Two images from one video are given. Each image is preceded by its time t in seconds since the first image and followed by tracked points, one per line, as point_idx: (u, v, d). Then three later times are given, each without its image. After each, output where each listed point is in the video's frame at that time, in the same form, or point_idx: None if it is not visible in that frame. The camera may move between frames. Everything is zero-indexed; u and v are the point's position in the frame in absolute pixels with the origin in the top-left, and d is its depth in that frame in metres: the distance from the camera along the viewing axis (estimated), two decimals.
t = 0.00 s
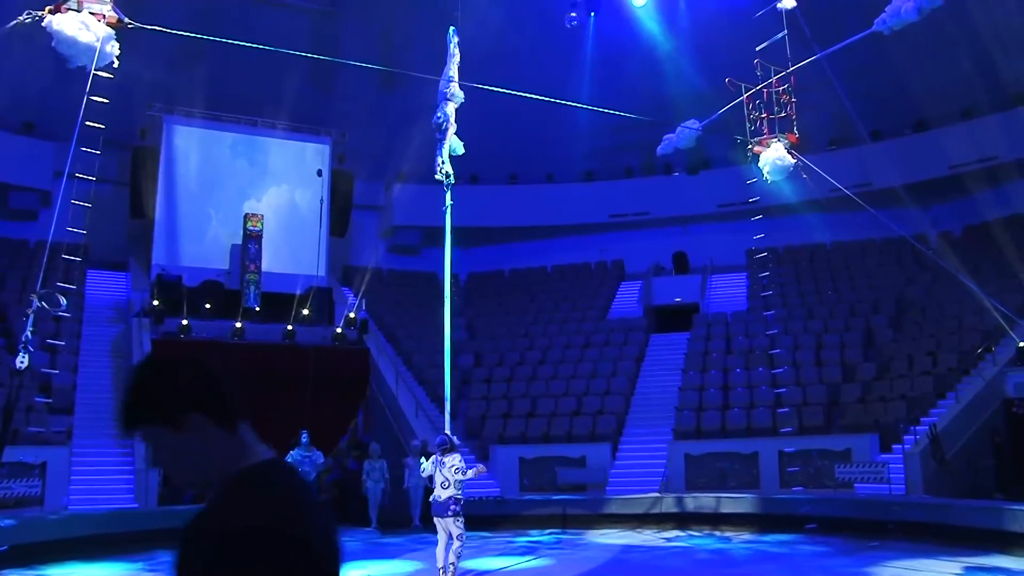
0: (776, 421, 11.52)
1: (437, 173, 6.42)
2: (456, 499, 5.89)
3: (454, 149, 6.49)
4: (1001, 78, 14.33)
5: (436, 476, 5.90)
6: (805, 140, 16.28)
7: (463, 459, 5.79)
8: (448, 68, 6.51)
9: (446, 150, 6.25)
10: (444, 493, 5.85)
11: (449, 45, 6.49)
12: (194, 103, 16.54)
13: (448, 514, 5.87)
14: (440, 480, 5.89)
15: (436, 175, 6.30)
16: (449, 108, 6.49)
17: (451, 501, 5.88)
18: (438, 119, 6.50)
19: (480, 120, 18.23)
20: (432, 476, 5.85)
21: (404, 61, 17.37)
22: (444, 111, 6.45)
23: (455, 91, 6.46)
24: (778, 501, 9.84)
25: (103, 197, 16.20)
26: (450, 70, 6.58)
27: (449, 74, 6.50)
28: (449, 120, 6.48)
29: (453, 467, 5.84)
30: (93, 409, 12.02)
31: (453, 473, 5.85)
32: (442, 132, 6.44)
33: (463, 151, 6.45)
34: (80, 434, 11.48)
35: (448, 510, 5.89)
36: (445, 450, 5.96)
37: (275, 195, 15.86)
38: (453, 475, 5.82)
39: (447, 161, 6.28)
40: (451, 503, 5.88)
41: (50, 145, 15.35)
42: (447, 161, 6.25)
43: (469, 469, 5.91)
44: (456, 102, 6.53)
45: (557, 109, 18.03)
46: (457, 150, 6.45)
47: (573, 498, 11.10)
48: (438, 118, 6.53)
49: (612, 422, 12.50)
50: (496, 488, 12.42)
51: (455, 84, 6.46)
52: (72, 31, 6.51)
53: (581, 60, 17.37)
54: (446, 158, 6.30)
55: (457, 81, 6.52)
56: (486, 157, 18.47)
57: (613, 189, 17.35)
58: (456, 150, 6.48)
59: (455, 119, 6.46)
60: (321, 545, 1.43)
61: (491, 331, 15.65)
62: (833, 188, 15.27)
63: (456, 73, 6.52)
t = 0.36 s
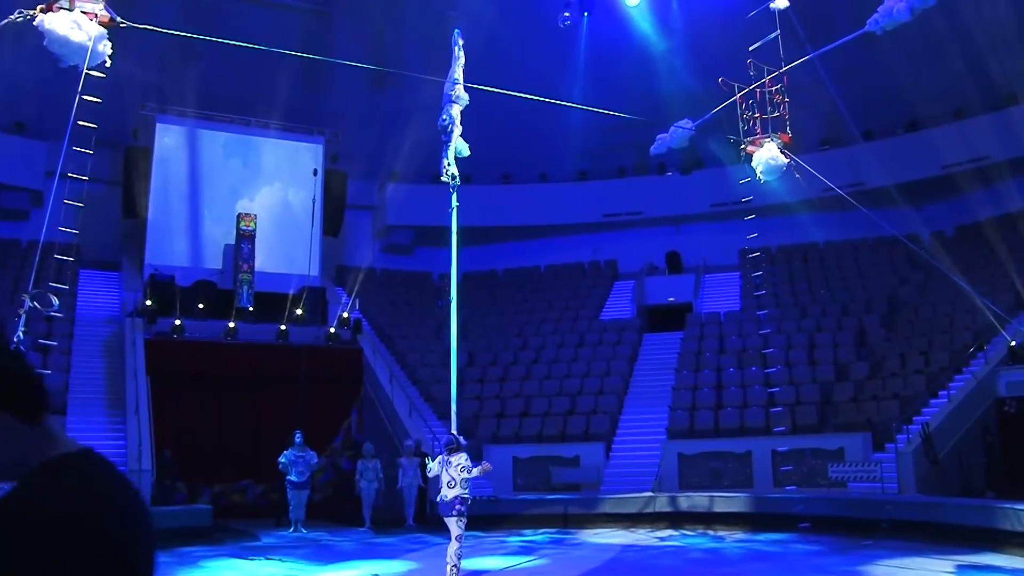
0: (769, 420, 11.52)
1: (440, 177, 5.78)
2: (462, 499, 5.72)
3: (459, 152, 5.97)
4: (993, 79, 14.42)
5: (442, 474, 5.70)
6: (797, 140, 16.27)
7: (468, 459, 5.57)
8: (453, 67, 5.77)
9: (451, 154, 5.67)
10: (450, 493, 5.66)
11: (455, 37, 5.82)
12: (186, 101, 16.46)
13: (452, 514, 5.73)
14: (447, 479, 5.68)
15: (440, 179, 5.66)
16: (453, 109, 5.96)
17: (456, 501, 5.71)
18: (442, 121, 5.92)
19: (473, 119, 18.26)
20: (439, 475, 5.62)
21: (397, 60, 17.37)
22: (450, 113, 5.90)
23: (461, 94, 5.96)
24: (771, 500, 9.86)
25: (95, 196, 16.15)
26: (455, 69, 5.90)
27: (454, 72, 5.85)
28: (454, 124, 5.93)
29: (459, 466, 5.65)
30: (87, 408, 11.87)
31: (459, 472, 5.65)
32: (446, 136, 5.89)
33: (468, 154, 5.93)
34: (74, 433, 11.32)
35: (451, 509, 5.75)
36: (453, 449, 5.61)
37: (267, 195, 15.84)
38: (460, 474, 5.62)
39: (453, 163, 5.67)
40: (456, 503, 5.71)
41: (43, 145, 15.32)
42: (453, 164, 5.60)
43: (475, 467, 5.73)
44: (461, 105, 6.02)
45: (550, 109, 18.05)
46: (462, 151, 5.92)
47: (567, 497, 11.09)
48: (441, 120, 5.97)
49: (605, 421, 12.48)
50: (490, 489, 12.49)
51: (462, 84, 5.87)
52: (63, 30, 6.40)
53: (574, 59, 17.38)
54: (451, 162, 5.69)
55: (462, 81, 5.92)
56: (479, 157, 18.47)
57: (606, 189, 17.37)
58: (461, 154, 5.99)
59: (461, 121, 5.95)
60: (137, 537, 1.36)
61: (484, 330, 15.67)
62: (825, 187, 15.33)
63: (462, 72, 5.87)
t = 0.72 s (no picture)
0: (763, 420, 11.54)
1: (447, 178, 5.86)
2: (469, 498, 5.86)
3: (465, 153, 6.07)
4: (987, 79, 14.48)
5: (449, 474, 5.86)
6: (791, 140, 16.28)
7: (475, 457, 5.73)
8: (459, 70, 5.88)
9: (458, 153, 5.67)
10: (458, 491, 5.81)
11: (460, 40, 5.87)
12: (181, 100, 16.45)
13: (461, 512, 5.84)
14: (453, 479, 5.85)
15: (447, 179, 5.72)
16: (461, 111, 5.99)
17: (464, 500, 5.85)
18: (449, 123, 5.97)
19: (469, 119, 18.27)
20: (445, 475, 5.80)
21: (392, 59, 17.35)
22: (457, 115, 5.93)
23: (468, 94, 5.97)
24: (766, 500, 9.87)
25: (88, 195, 16.09)
26: (461, 70, 5.96)
27: (460, 76, 5.92)
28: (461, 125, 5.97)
29: (466, 465, 5.81)
30: (80, 408, 11.86)
31: (467, 471, 5.81)
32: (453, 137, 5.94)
33: (475, 155, 6.01)
34: (67, 433, 11.29)
35: (461, 508, 5.85)
36: (459, 448, 5.81)
37: (261, 194, 15.80)
38: (466, 473, 5.78)
39: (460, 163, 5.68)
40: (463, 501, 5.85)
41: (36, 143, 15.27)
42: (459, 163, 5.66)
43: (482, 467, 5.88)
44: (468, 106, 6.04)
45: (546, 109, 18.05)
46: (469, 153, 6.02)
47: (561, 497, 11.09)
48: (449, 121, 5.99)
49: (600, 421, 12.46)
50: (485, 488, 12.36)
51: (468, 86, 5.91)
52: (58, 28, 6.38)
53: (570, 59, 17.39)
54: (457, 160, 5.72)
55: (469, 83, 5.97)
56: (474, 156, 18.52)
57: (601, 189, 17.37)
58: (469, 155, 6.06)
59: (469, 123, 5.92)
60: None
61: (479, 330, 15.67)
62: (819, 187, 15.38)
63: (469, 75, 5.93)
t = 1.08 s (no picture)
0: (756, 419, 11.56)
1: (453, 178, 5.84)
2: (478, 496, 5.85)
3: (472, 155, 5.87)
4: (979, 80, 14.60)
5: (457, 473, 5.85)
6: (785, 140, 16.40)
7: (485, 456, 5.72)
8: (465, 71, 5.71)
9: (464, 154, 5.62)
10: (466, 490, 5.80)
11: (468, 38, 5.72)
12: (174, 99, 16.43)
13: (468, 511, 5.84)
14: (461, 477, 5.84)
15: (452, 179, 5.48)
16: (466, 112, 5.86)
17: (472, 498, 5.84)
18: (455, 124, 5.83)
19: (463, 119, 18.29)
20: (453, 473, 5.79)
21: (386, 58, 17.33)
22: (464, 115, 5.80)
23: (475, 96, 5.85)
24: (759, 499, 9.90)
25: (81, 193, 16.06)
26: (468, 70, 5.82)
27: (467, 77, 5.78)
28: (468, 126, 5.82)
29: (474, 462, 5.83)
30: (72, 407, 11.83)
31: (475, 468, 5.82)
32: (459, 138, 5.81)
33: (482, 156, 5.79)
34: (60, 432, 11.30)
35: (467, 507, 5.86)
36: (467, 447, 5.77)
37: (253, 191, 15.79)
38: (474, 470, 5.79)
39: (466, 165, 5.55)
40: (471, 500, 5.85)
41: (27, 141, 15.23)
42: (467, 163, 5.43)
43: (489, 465, 5.90)
44: (475, 107, 5.89)
45: (540, 109, 18.04)
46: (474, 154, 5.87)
47: (554, 497, 11.07)
48: (455, 123, 5.87)
49: (593, 420, 12.46)
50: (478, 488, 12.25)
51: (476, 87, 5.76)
52: (50, 26, 6.35)
53: (564, 59, 17.41)
54: (464, 162, 5.58)
55: (476, 83, 5.84)
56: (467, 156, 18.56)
57: (595, 189, 17.39)
58: (475, 156, 5.86)
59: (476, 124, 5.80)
60: None
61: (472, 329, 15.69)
62: (811, 188, 15.45)
63: (475, 76, 5.79)
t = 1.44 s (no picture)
0: (745, 419, 11.59)
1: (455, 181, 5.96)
2: (478, 495, 5.86)
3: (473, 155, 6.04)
4: (967, 80, 14.73)
5: (458, 473, 5.87)
6: (775, 141, 16.43)
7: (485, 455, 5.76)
8: (470, 73, 5.88)
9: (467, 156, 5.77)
10: (466, 489, 5.81)
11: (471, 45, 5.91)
12: (164, 97, 16.38)
13: (470, 510, 5.83)
14: (462, 477, 5.86)
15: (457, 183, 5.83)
16: (470, 114, 5.97)
17: (473, 498, 5.85)
18: (458, 126, 5.96)
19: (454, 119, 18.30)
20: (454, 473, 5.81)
21: (377, 58, 17.31)
22: (466, 117, 5.92)
23: (477, 98, 5.95)
24: (748, 498, 9.94)
25: (70, 192, 16.00)
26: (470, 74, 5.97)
27: (468, 81, 5.92)
28: (470, 128, 5.96)
29: (474, 462, 5.86)
30: (60, 405, 11.84)
31: (475, 468, 5.85)
32: (462, 140, 5.95)
33: (483, 157, 5.98)
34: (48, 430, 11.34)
35: (469, 506, 5.85)
36: (468, 447, 5.80)
37: (242, 189, 15.75)
38: (475, 470, 5.82)
39: (469, 167, 5.82)
40: (472, 499, 5.84)
41: (16, 140, 15.16)
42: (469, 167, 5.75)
43: (489, 465, 5.92)
44: (477, 109, 6.01)
45: (531, 108, 18.04)
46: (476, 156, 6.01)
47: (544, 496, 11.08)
48: (458, 125, 6.00)
49: (583, 420, 12.49)
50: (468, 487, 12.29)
51: (477, 90, 5.89)
52: (39, 24, 6.33)
53: (555, 58, 17.41)
54: (466, 165, 5.83)
55: (477, 87, 5.97)
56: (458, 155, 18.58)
57: (585, 189, 17.41)
58: (476, 156, 6.01)
59: (478, 126, 5.94)
60: None
61: (463, 329, 15.70)
62: (801, 187, 15.46)
63: (478, 80, 5.94)
